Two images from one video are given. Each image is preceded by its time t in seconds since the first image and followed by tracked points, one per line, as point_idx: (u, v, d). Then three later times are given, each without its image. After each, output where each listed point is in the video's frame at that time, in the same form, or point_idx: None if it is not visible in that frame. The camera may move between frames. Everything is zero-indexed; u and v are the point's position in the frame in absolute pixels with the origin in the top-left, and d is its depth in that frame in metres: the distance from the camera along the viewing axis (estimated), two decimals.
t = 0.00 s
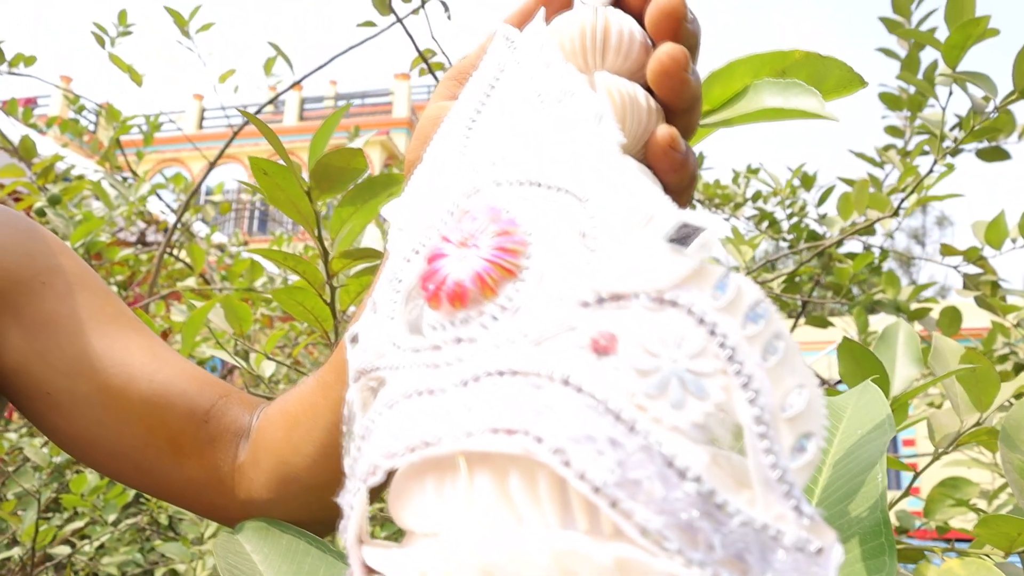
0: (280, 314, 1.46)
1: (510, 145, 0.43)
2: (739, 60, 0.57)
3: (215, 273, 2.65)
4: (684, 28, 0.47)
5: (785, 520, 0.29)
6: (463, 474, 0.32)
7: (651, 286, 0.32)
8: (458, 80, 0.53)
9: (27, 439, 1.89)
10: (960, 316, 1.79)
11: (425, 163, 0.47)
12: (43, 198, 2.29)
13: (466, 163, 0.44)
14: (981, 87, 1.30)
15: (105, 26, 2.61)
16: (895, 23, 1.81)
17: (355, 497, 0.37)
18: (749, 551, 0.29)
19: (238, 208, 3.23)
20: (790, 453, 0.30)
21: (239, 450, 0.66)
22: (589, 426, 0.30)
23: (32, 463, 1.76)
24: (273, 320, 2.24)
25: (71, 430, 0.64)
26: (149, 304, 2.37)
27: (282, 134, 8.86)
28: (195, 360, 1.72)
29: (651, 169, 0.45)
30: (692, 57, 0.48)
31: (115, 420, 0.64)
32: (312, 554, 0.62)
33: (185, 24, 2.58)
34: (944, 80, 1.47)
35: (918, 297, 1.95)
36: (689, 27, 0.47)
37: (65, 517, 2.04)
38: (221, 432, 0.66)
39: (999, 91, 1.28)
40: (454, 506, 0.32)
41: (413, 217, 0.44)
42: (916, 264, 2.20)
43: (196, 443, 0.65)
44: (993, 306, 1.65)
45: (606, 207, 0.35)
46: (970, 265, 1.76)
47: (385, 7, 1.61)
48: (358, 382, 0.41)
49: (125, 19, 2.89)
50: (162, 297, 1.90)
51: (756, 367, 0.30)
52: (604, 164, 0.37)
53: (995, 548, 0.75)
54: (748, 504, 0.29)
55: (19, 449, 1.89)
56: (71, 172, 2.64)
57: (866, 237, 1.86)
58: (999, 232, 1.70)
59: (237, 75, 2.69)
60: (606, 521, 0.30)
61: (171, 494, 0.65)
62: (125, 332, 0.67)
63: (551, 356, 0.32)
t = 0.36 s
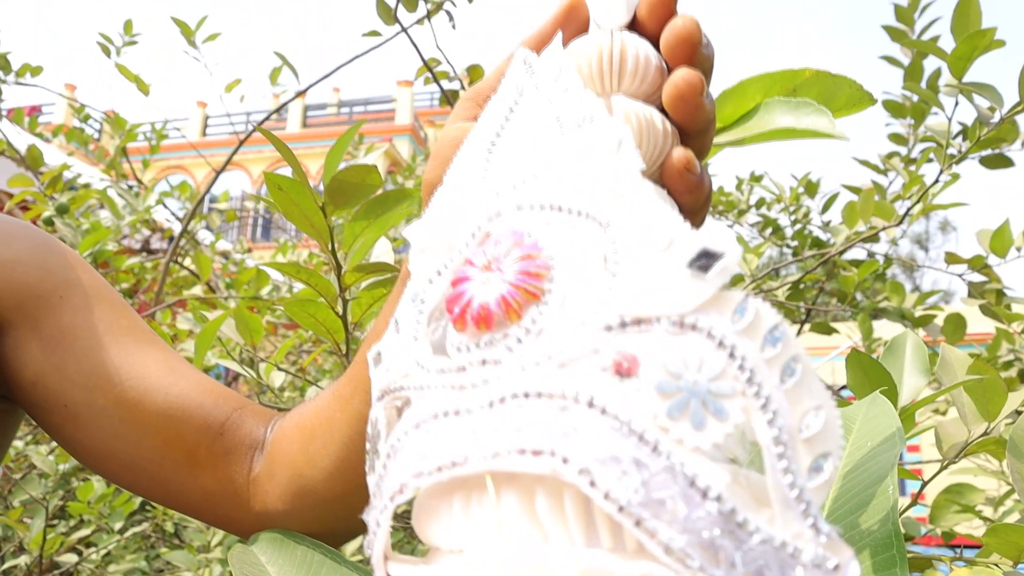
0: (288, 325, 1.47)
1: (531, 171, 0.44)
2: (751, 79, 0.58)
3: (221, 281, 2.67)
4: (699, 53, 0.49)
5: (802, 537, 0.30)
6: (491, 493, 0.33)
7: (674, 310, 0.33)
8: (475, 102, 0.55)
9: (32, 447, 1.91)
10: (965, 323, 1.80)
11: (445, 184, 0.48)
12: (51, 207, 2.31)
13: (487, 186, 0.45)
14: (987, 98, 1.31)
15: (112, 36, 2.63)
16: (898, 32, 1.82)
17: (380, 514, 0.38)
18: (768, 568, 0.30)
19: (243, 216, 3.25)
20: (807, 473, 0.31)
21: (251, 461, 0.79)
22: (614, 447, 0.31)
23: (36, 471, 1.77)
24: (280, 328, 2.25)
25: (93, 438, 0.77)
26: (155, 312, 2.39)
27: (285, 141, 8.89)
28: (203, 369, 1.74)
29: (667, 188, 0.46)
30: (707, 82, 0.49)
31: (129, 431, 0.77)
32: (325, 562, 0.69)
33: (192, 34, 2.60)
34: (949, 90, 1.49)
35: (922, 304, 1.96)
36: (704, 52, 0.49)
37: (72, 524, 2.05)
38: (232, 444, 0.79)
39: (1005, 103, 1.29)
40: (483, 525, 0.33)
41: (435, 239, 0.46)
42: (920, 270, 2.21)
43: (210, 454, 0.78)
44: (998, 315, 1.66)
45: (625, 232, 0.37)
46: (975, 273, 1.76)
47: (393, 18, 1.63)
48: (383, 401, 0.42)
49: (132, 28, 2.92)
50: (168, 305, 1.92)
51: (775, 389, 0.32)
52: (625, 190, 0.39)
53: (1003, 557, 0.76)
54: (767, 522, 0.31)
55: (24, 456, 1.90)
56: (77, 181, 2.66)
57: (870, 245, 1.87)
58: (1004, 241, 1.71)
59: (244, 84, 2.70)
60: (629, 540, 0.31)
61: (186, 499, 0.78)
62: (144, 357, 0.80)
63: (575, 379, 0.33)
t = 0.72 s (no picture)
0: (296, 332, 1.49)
1: (544, 192, 0.46)
2: (755, 97, 0.60)
3: (227, 287, 2.70)
4: (706, 79, 0.51)
5: (809, 545, 0.32)
6: (512, 503, 0.35)
7: (685, 330, 0.35)
8: (489, 122, 0.57)
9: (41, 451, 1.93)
10: (967, 328, 1.82)
11: (462, 202, 0.50)
12: (60, 214, 2.33)
13: (503, 205, 0.47)
14: (988, 108, 1.32)
15: (120, 43, 2.66)
16: (900, 40, 1.84)
17: (404, 523, 0.40)
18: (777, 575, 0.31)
19: (248, 221, 3.27)
20: (813, 484, 0.33)
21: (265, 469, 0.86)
22: (630, 461, 0.33)
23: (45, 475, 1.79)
24: (286, 333, 2.28)
25: (111, 445, 0.86)
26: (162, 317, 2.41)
27: (288, 146, 8.93)
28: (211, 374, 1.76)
29: (676, 210, 0.48)
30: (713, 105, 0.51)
31: (144, 438, 0.85)
32: (339, 566, 0.71)
33: (199, 41, 2.63)
34: (950, 101, 1.51)
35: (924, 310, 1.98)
36: (710, 78, 0.51)
37: (80, 528, 2.08)
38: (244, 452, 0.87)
39: (1006, 113, 1.30)
40: (505, 534, 0.35)
41: (455, 258, 0.48)
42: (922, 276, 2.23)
43: (224, 461, 0.86)
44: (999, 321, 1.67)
45: (637, 253, 0.39)
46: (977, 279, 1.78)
47: (399, 27, 1.65)
48: (403, 414, 0.44)
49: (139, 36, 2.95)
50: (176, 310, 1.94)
51: (782, 406, 0.33)
52: (636, 209, 0.40)
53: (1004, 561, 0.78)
54: (776, 530, 0.32)
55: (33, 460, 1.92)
56: (85, 187, 2.68)
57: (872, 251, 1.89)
58: (1005, 247, 1.72)
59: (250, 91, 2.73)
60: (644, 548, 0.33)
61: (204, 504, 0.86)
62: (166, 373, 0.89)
63: (592, 395, 0.35)
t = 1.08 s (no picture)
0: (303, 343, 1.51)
1: (562, 215, 0.48)
2: (767, 119, 0.61)
3: (233, 293, 2.72)
4: (720, 106, 0.53)
5: (825, 562, 0.33)
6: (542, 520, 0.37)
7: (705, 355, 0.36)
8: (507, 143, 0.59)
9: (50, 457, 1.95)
10: (970, 335, 1.83)
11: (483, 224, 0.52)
12: (69, 221, 2.36)
13: (522, 226, 0.49)
14: (991, 118, 1.34)
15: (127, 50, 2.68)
16: (903, 48, 1.86)
17: (433, 539, 0.42)
18: None
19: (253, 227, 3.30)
20: (828, 504, 0.34)
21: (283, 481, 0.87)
22: (655, 480, 0.35)
23: (54, 481, 1.81)
24: (292, 338, 2.30)
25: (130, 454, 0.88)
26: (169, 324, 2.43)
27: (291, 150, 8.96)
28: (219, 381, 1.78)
29: (690, 229, 0.50)
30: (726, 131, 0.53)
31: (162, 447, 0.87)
32: None
33: (206, 48, 2.65)
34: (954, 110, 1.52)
35: (928, 316, 1.99)
36: (723, 104, 0.53)
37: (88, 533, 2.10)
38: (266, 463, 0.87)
39: (1009, 123, 1.32)
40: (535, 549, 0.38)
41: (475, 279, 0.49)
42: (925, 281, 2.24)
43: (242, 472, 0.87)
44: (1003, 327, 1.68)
45: (656, 276, 0.40)
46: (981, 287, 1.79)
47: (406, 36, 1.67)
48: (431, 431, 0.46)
49: (146, 43, 2.97)
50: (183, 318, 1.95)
51: (798, 428, 0.35)
52: (655, 235, 0.42)
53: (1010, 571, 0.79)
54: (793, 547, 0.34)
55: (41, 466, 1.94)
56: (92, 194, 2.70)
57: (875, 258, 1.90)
58: (1009, 256, 1.74)
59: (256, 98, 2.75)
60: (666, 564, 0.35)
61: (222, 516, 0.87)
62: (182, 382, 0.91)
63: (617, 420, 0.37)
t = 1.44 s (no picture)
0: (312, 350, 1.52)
1: (577, 234, 0.49)
2: (777, 137, 0.63)
3: (237, 299, 2.74)
4: (730, 127, 0.54)
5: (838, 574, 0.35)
6: (562, 535, 0.38)
7: (721, 374, 0.38)
8: (524, 163, 0.60)
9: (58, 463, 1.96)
10: (974, 341, 1.85)
11: (499, 242, 0.54)
12: (77, 228, 2.38)
13: (538, 244, 0.50)
14: (995, 129, 1.35)
15: (134, 58, 2.70)
16: (905, 56, 1.87)
17: (456, 552, 0.43)
18: None
19: (256, 233, 3.31)
20: (840, 516, 0.36)
21: (300, 488, 0.88)
22: (673, 496, 0.36)
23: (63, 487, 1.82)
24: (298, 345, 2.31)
25: (148, 463, 0.90)
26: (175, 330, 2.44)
27: (292, 156, 8.99)
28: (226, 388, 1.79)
29: (701, 246, 0.51)
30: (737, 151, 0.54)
31: (179, 456, 0.89)
32: None
33: (213, 57, 2.67)
34: (957, 119, 1.54)
35: (931, 323, 2.00)
36: (734, 125, 0.54)
37: (95, 539, 2.11)
38: (282, 470, 0.89)
39: (1012, 134, 1.34)
40: (554, 564, 0.38)
41: (492, 295, 0.51)
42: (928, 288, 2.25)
43: (257, 479, 0.88)
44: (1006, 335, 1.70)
45: (670, 295, 0.42)
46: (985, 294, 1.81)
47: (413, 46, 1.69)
48: (452, 446, 0.47)
49: (152, 51, 3.00)
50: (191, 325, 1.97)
51: (810, 445, 0.37)
52: (668, 259, 0.44)
53: None
54: (807, 559, 0.35)
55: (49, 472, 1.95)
56: (98, 201, 2.72)
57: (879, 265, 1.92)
58: (1012, 264, 1.75)
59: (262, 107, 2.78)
60: None
61: (236, 522, 0.89)
62: (197, 390, 0.93)
63: (636, 435, 0.38)
